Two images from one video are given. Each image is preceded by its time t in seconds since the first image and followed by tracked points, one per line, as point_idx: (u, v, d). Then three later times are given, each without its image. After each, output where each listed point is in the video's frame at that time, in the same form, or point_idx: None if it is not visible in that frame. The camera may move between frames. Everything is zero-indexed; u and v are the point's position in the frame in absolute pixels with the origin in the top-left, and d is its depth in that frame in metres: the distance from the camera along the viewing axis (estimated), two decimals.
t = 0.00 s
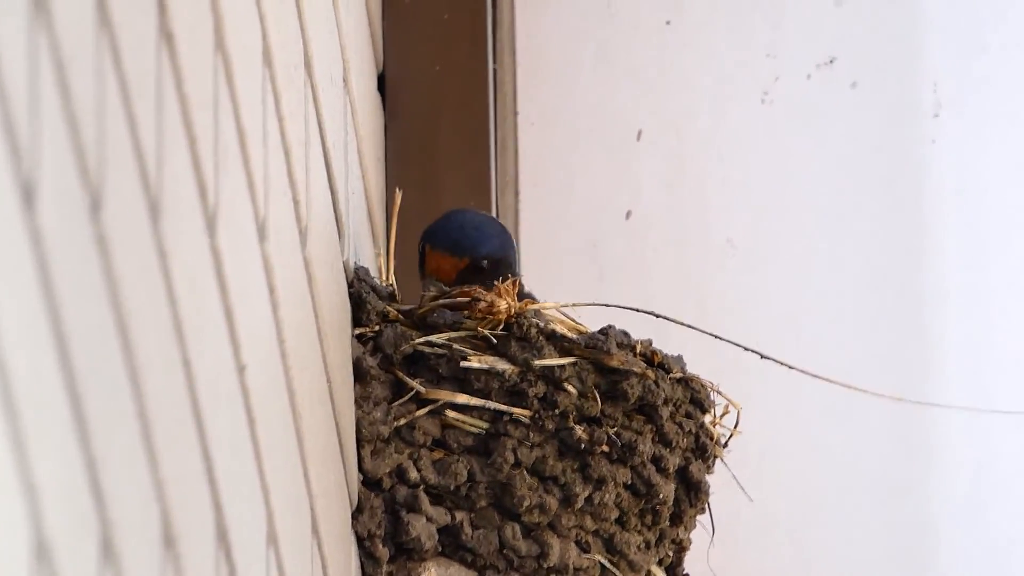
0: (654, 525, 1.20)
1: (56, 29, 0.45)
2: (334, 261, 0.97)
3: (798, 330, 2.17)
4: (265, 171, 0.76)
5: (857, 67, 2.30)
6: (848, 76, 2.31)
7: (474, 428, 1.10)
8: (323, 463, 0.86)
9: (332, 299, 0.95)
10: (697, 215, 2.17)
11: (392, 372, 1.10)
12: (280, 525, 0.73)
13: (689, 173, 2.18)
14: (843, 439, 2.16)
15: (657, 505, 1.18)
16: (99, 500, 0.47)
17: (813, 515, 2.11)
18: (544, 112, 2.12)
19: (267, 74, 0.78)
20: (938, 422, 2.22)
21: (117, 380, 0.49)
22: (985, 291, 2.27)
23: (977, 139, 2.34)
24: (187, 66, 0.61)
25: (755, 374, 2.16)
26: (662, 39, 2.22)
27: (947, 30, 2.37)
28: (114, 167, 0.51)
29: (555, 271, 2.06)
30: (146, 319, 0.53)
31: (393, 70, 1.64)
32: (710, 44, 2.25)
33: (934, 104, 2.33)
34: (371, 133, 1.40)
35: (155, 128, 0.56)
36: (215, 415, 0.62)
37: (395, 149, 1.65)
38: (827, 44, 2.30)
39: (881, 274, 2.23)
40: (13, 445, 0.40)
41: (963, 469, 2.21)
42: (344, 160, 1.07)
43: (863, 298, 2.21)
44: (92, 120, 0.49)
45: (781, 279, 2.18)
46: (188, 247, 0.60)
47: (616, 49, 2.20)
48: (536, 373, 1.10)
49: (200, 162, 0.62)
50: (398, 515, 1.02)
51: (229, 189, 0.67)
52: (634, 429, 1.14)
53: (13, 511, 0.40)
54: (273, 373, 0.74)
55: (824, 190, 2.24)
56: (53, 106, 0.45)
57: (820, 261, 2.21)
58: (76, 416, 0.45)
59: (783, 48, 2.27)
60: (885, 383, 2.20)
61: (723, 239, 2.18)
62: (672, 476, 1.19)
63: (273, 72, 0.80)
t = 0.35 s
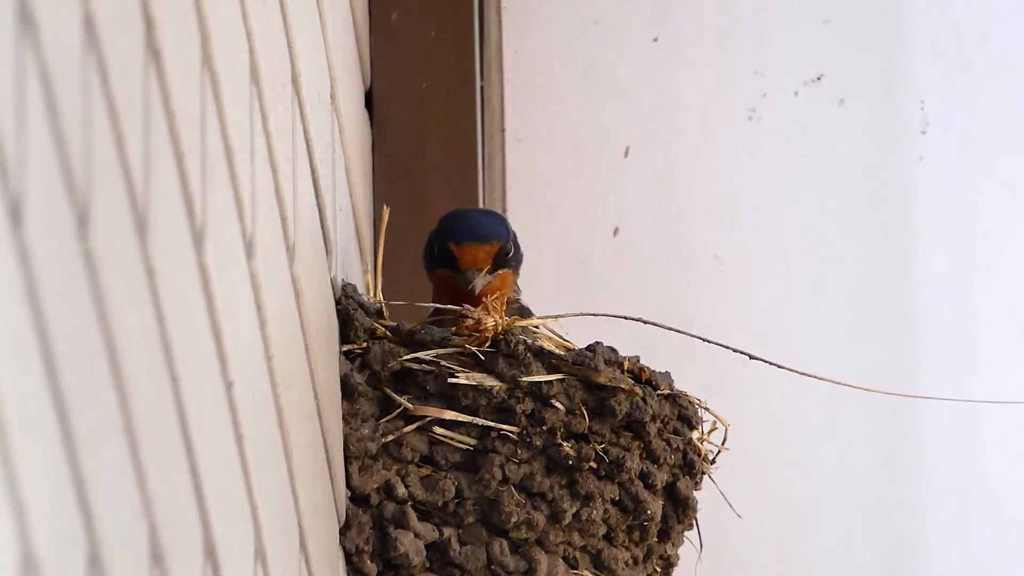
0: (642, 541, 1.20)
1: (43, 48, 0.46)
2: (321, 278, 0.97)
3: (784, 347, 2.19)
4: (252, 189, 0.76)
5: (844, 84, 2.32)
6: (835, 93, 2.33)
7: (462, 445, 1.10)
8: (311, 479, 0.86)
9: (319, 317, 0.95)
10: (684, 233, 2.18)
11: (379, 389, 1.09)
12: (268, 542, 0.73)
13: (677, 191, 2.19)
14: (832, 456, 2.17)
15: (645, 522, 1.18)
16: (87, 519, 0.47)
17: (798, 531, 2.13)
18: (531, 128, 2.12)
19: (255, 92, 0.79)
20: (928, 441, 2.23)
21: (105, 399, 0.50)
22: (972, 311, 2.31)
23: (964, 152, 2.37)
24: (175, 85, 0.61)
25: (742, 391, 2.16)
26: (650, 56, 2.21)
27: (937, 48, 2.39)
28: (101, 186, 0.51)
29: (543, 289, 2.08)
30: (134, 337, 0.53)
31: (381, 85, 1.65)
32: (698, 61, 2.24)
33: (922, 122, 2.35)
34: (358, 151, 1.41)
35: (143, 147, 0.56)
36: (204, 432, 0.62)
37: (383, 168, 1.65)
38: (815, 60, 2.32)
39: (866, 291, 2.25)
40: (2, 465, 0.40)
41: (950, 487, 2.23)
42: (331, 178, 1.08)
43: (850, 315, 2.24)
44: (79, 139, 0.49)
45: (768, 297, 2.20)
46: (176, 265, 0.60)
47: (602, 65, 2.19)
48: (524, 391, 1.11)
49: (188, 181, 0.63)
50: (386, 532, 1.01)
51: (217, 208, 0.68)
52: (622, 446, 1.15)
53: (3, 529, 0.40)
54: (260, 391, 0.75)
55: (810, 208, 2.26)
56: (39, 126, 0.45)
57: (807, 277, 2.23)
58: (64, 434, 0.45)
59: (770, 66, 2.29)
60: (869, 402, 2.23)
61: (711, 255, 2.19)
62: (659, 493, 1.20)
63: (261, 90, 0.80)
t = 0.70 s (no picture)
0: (632, 553, 1.20)
1: (34, 59, 0.46)
2: (312, 289, 0.97)
3: (777, 358, 2.19)
4: (243, 200, 0.76)
5: (834, 96, 2.34)
6: (826, 104, 2.35)
7: (452, 456, 1.10)
8: (302, 490, 0.86)
9: (310, 328, 0.95)
10: (673, 245, 2.19)
11: (370, 400, 1.09)
12: (259, 554, 0.73)
13: (666, 203, 2.20)
14: (824, 467, 2.18)
15: (636, 534, 1.18)
16: (76, 529, 0.47)
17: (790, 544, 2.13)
18: (523, 140, 2.12)
19: (246, 104, 0.79)
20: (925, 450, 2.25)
21: (95, 410, 0.50)
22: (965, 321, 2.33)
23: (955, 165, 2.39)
24: (166, 96, 0.62)
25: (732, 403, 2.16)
26: (641, 68, 2.22)
27: (928, 59, 2.41)
28: (92, 196, 0.51)
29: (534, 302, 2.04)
30: (125, 347, 0.53)
31: (372, 98, 1.66)
32: (688, 74, 2.26)
33: (914, 132, 2.38)
34: (349, 163, 1.41)
35: (134, 158, 0.56)
36: (194, 443, 0.62)
37: (374, 180, 1.66)
38: (805, 73, 2.34)
39: (857, 303, 2.28)
40: None
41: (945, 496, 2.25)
42: (322, 189, 1.08)
43: (841, 325, 2.26)
44: (70, 151, 0.49)
45: (759, 310, 2.21)
46: (167, 276, 0.60)
47: (593, 77, 2.19)
48: (514, 402, 1.11)
49: (179, 192, 0.63)
50: (376, 543, 1.02)
51: (208, 219, 0.68)
52: (613, 458, 1.15)
53: None
54: (251, 402, 0.74)
55: (802, 219, 2.28)
56: (31, 137, 0.45)
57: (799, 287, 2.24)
58: (53, 445, 0.45)
59: (760, 78, 2.30)
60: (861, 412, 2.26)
61: (701, 270, 2.19)
62: (649, 505, 1.20)
63: (252, 101, 0.80)
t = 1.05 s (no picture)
0: (632, 555, 1.20)
1: (33, 61, 0.46)
2: (311, 291, 0.97)
3: (777, 361, 2.21)
4: (242, 202, 0.76)
5: (833, 98, 2.34)
6: (825, 106, 2.35)
7: (452, 459, 1.10)
8: (301, 493, 0.86)
9: (309, 331, 0.95)
10: (672, 248, 2.18)
11: (369, 403, 1.09)
12: (258, 555, 0.73)
13: (666, 207, 2.19)
14: (824, 470, 2.19)
15: (634, 536, 1.18)
16: (75, 530, 0.47)
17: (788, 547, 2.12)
18: (522, 143, 2.09)
19: (245, 106, 0.79)
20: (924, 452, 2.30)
21: (94, 411, 0.50)
22: (963, 326, 2.38)
23: (953, 170, 2.42)
24: (164, 98, 0.62)
25: (731, 405, 2.16)
26: (640, 70, 2.21)
27: (927, 65, 2.43)
28: (91, 198, 0.51)
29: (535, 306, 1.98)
30: (123, 349, 0.53)
31: (371, 99, 1.68)
32: (687, 76, 2.25)
33: (912, 135, 2.40)
34: (348, 165, 1.41)
35: (132, 160, 0.56)
36: (193, 445, 0.62)
37: (373, 182, 1.66)
38: (804, 75, 2.33)
39: (857, 305, 2.30)
40: None
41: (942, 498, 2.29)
42: (321, 192, 1.08)
43: (840, 328, 2.27)
44: (69, 152, 0.49)
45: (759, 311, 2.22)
46: (165, 277, 0.60)
47: (592, 79, 2.17)
48: (513, 405, 1.10)
49: (178, 195, 0.63)
50: (375, 546, 1.02)
51: (207, 221, 0.68)
52: (612, 460, 1.15)
53: None
54: (250, 404, 0.74)
55: (802, 221, 2.28)
56: (29, 137, 0.45)
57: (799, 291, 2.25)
58: (52, 446, 0.45)
59: (759, 79, 2.30)
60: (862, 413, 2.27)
61: (701, 271, 2.19)
62: (648, 506, 1.20)
63: (251, 104, 0.80)
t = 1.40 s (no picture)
0: (636, 548, 1.21)
1: (38, 56, 0.46)
2: (315, 285, 0.97)
3: (780, 356, 2.20)
4: (246, 196, 0.76)
5: (838, 91, 2.33)
6: (830, 99, 2.34)
7: (456, 451, 1.10)
8: (305, 486, 0.86)
9: (314, 324, 0.95)
10: (676, 242, 2.17)
11: (373, 396, 1.09)
12: (262, 548, 0.73)
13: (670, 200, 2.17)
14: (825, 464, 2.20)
15: (639, 528, 1.19)
16: (80, 523, 0.47)
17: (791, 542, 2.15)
18: (526, 135, 2.08)
19: (249, 99, 0.79)
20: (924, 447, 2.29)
21: (99, 405, 0.50)
22: (967, 320, 2.37)
23: (958, 164, 2.42)
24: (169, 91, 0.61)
25: (735, 399, 2.16)
26: (644, 63, 2.19)
27: (931, 59, 2.42)
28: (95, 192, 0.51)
29: (536, 298, 1.98)
30: (128, 343, 0.53)
31: (375, 93, 1.66)
32: (692, 68, 2.24)
33: (917, 128, 2.39)
34: (352, 159, 1.41)
35: (137, 153, 0.56)
36: (197, 438, 0.62)
37: (377, 174, 1.63)
38: (809, 67, 2.33)
39: (859, 299, 2.29)
40: None
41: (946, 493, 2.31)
42: (325, 185, 1.08)
43: (843, 322, 2.27)
44: (73, 146, 0.49)
45: (759, 306, 2.21)
46: (170, 272, 0.60)
47: (597, 71, 2.16)
48: (517, 398, 1.11)
49: (182, 188, 0.63)
50: (380, 539, 1.02)
51: (211, 215, 0.68)
52: (616, 453, 1.15)
53: None
54: (254, 397, 0.74)
55: (806, 215, 2.28)
56: (34, 131, 0.45)
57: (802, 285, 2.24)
58: (57, 440, 0.46)
59: (763, 72, 2.29)
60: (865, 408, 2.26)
61: (706, 265, 2.18)
62: (653, 499, 1.20)
63: (255, 97, 0.80)
